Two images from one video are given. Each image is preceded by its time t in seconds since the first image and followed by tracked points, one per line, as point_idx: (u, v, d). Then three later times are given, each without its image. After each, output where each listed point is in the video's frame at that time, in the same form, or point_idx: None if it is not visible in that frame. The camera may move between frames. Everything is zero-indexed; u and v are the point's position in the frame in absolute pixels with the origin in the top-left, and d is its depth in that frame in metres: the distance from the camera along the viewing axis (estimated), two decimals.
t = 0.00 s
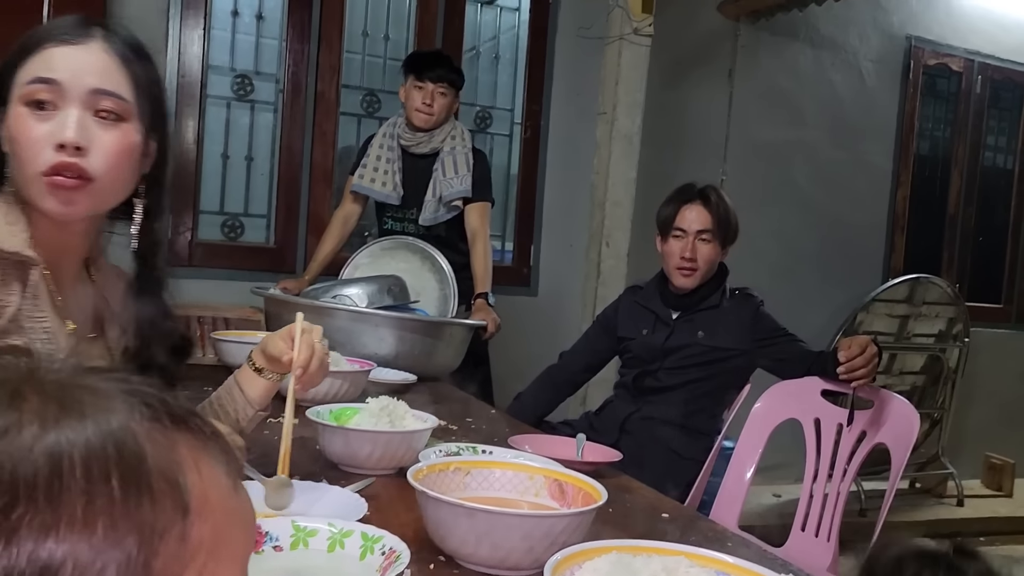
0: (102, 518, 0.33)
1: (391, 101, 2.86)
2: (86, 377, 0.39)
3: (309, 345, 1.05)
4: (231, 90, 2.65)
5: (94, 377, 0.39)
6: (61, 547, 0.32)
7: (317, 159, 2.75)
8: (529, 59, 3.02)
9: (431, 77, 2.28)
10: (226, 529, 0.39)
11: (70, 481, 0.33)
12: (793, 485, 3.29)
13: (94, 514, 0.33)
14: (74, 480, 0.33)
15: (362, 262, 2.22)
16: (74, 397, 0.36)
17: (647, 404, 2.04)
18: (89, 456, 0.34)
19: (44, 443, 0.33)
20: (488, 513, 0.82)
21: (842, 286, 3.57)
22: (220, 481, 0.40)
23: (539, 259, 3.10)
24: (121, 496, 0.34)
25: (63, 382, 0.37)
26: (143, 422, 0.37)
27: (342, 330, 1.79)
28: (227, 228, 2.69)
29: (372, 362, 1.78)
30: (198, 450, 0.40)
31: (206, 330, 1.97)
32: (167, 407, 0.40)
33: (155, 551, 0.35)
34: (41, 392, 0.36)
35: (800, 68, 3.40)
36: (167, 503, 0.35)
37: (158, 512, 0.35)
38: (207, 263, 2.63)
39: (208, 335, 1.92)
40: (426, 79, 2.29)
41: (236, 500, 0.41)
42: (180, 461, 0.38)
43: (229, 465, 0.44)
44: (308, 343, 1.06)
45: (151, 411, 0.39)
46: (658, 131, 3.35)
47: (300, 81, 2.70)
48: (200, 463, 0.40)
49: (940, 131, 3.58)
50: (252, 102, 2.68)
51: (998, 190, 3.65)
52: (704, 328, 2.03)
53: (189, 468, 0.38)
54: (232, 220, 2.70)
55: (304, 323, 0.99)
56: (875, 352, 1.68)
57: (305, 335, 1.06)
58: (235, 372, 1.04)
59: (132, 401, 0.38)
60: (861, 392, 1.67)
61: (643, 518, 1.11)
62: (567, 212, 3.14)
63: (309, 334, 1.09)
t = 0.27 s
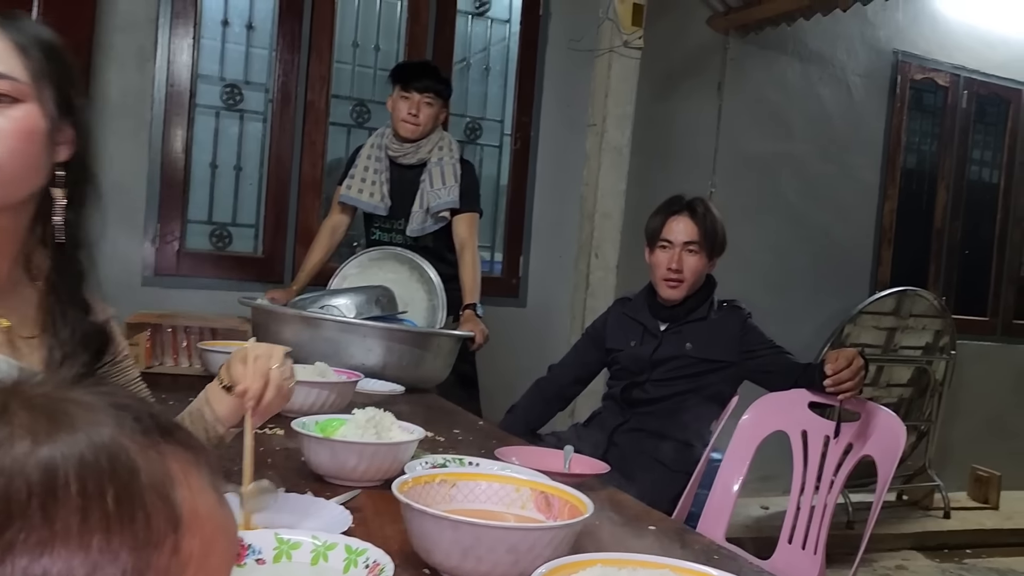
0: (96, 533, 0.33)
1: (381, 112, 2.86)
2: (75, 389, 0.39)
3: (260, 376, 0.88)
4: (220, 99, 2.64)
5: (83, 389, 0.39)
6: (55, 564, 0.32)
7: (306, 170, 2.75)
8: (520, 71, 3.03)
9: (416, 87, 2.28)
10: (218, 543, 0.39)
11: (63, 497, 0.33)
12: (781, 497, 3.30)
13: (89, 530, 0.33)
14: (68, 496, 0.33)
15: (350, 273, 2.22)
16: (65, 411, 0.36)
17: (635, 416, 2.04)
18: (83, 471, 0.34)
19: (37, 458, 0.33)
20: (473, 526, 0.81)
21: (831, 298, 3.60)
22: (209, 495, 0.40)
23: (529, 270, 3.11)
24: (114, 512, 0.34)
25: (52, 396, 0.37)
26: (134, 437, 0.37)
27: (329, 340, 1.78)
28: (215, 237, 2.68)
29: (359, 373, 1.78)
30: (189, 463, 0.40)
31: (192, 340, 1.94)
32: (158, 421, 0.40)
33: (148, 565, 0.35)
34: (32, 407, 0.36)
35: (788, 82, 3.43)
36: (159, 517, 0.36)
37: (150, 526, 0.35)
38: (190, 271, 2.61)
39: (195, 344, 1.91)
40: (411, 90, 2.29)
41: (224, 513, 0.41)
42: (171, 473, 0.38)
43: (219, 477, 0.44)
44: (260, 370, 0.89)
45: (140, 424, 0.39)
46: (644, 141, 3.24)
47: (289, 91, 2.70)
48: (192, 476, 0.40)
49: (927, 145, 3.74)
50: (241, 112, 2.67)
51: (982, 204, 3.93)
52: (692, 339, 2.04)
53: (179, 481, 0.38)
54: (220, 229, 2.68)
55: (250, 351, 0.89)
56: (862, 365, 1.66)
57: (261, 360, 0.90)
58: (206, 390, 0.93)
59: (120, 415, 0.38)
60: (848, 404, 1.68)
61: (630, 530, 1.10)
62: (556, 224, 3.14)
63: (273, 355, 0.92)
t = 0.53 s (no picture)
0: (84, 542, 0.33)
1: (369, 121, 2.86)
2: (55, 399, 0.38)
3: (237, 398, 0.86)
4: (208, 107, 2.63)
5: (61, 399, 0.38)
6: (44, 571, 0.32)
7: (294, 178, 2.75)
8: (508, 82, 3.03)
9: (392, 95, 2.31)
10: (200, 549, 0.39)
11: (52, 506, 0.33)
12: (768, 507, 3.31)
13: (76, 539, 0.33)
14: (57, 506, 0.33)
15: (338, 282, 2.21)
16: (49, 421, 0.35)
17: (621, 425, 2.04)
18: (71, 481, 0.34)
19: (24, 469, 0.33)
20: (457, 536, 0.81)
21: (817, 309, 3.63)
22: (193, 503, 0.40)
23: (517, 280, 3.11)
24: (101, 520, 0.34)
25: (34, 407, 0.36)
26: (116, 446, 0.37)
27: (315, 349, 1.78)
28: (202, 246, 2.67)
29: (346, 383, 1.77)
30: (172, 472, 0.39)
31: (178, 348, 1.92)
32: (140, 430, 0.40)
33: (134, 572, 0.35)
34: (13, 417, 0.35)
35: (775, 94, 3.46)
36: (145, 525, 0.36)
37: (137, 535, 0.35)
38: (176, 280, 2.60)
39: (181, 353, 1.89)
40: (388, 98, 2.32)
41: (206, 522, 0.41)
42: (155, 482, 0.38)
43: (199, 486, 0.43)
44: (238, 393, 0.87)
45: (126, 434, 0.38)
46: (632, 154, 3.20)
47: (278, 100, 2.70)
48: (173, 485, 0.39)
49: (912, 158, 3.78)
50: (229, 120, 2.67)
51: (967, 216, 3.97)
52: (678, 349, 2.04)
53: (164, 490, 0.38)
54: (208, 238, 2.67)
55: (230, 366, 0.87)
56: (847, 376, 1.66)
57: (237, 383, 0.88)
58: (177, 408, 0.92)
59: (104, 424, 0.37)
60: (832, 414, 1.69)
61: (616, 541, 1.10)
62: (545, 234, 3.14)
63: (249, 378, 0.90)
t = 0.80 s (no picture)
0: (58, 544, 0.33)
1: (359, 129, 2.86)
2: (46, 403, 0.37)
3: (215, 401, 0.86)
4: (196, 114, 2.63)
5: (51, 402, 0.38)
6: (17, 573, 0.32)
7: (283, 186, 2.75)
8: (498, 91, 3.05)
9: (369, 105, 2.30)
10: (175, 554, 0.39)
11: (27, 508, 0.33)
12: (756, 516, 3.32)
13: (50, 540, 0.33)
14: (32, 509, 0.33)
15: (327, 289, 2.22)
16: (33, 424, 0.35)
17: (610, 434, 2.05)
18: (48, 485, 0.33)
19: (2, 471, 0.33)
20: (444, 545, 0.81)
21: (804, 317, 3.65)
22: (172, 508, 0.40)
23: (506, 289, 3.11)
24: (77, 523, 0.34)
25: (20, 408, 0.36)
26: (100, 450, 0.36)
27: (303, 357, 1.77)
28: (190, 253, 2.66)
29: (333, 391, 1.76)
30: (153, 477, 0.39)
31: (165, 356, 1.92)
32: (125, 434, 0.39)
33: None
34: None
35: (763, 105, 3.48)
36: (120, 530, 0.36)
37: (112, 539, 0.35)
38: (164, 288, 2.59)
39: (168, 361, 1.89)
40: (365, 109, 2.31)
41: (187, 526, 0.41)
42: (134, 486, 0.37)
43: (182, 488, 0.43)
44: (224, 396, 0.87)
45: (110, 438, 0.37)
46: (622, 164, 3.21)
47: (267, 107, 2.70)
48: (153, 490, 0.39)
49: (898, 168, 3.82)
50: (218, 127, 2.66)
51: (953, 225, 4.01)
52: (666, 357, 2.04)
53: (143, 494, 0.38)
54: (196, 246, 2.66)
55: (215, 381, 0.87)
56: (834, 385, 1.67)
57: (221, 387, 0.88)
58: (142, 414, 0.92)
59: (91, 428, 0.37)
60: (819, 423, 1.70)
61: (604, 550, 1.10)
62: (534, 243, 3.15)
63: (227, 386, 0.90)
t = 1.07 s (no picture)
0: (49, 553, 0.33)
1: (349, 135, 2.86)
2: (29, 410, 0.37)
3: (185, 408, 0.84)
4: (186, 119, 2.62)
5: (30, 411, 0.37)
6: None
7: (273, 191, 2.74)
8: (488, 97, 3.05)
9: (335, 113, 2.33)
10: (172, 560, 0.38)
11: (17, 516, 0.32)
12: (745, 521, 3.33)
13: (42, 550, 0.33)
14: (22, 519, 0.32)
15: (317, 294, 2.22)
16: (18, 434, 0.35)
17: (599, 439, 2.05)
18: (38, 493, 0.33)
19: None
20: (434, 551, 0.81)
21: (792, 323, 3.67)
22: (161, 515, 0.39)
23: (496, 294, 3.11)
24: (67, 530, 0.33)
25: None
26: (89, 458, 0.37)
27: (292, 362, 1.77)
28: (179, 258, 2.65)
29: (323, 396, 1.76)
30: (141, 482, 0.39)
31: (154, 361, 1.87)
32: (111, 442, 0.39)
33: None
34: None
35: (751, 112, 3.51)
36: (112, 535, 0.35)
37: (103, 546, 0.35)
38: (152, 292, 2.57)
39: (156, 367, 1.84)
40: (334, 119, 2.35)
41: (178, 533, 0.40)
42: (122, 492, 0.37)
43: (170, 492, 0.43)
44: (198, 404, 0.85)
45: (97, 446, 0.38)
46: (612, 170, 3.22)
47: (257, 111, 2.69)
48: (143, 497, 0.39)
49: (886, 175, 3.85)
50: (207, 132, 2.65)
51: (940, 233, 4.05)
52: (655, 363, 2.04)
53: (132, 499, 0.38)
54: (185, 250, 2.65)
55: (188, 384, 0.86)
56: (822, 393, 1.67)
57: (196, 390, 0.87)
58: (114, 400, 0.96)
59: (76, 434, 0.37)
60: (807, 429, 1.70)
61: (593, 555, 1.10)
62: (524, 249, 3.15)
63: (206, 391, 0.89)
